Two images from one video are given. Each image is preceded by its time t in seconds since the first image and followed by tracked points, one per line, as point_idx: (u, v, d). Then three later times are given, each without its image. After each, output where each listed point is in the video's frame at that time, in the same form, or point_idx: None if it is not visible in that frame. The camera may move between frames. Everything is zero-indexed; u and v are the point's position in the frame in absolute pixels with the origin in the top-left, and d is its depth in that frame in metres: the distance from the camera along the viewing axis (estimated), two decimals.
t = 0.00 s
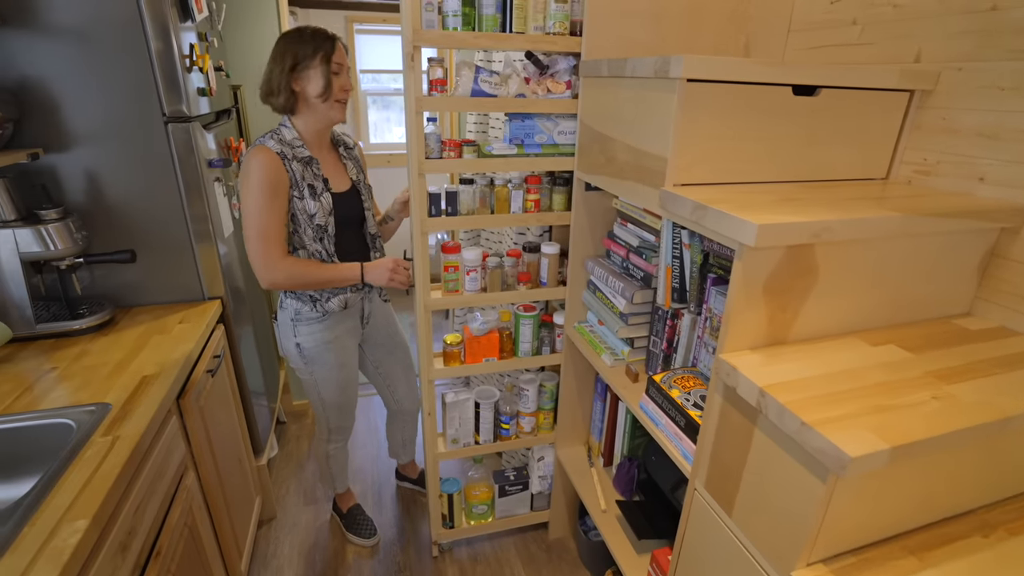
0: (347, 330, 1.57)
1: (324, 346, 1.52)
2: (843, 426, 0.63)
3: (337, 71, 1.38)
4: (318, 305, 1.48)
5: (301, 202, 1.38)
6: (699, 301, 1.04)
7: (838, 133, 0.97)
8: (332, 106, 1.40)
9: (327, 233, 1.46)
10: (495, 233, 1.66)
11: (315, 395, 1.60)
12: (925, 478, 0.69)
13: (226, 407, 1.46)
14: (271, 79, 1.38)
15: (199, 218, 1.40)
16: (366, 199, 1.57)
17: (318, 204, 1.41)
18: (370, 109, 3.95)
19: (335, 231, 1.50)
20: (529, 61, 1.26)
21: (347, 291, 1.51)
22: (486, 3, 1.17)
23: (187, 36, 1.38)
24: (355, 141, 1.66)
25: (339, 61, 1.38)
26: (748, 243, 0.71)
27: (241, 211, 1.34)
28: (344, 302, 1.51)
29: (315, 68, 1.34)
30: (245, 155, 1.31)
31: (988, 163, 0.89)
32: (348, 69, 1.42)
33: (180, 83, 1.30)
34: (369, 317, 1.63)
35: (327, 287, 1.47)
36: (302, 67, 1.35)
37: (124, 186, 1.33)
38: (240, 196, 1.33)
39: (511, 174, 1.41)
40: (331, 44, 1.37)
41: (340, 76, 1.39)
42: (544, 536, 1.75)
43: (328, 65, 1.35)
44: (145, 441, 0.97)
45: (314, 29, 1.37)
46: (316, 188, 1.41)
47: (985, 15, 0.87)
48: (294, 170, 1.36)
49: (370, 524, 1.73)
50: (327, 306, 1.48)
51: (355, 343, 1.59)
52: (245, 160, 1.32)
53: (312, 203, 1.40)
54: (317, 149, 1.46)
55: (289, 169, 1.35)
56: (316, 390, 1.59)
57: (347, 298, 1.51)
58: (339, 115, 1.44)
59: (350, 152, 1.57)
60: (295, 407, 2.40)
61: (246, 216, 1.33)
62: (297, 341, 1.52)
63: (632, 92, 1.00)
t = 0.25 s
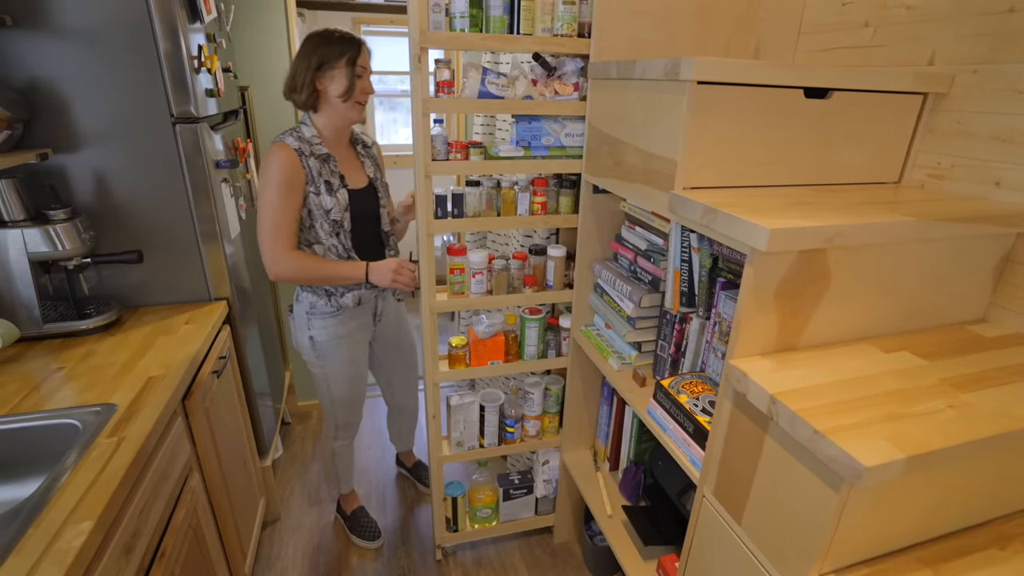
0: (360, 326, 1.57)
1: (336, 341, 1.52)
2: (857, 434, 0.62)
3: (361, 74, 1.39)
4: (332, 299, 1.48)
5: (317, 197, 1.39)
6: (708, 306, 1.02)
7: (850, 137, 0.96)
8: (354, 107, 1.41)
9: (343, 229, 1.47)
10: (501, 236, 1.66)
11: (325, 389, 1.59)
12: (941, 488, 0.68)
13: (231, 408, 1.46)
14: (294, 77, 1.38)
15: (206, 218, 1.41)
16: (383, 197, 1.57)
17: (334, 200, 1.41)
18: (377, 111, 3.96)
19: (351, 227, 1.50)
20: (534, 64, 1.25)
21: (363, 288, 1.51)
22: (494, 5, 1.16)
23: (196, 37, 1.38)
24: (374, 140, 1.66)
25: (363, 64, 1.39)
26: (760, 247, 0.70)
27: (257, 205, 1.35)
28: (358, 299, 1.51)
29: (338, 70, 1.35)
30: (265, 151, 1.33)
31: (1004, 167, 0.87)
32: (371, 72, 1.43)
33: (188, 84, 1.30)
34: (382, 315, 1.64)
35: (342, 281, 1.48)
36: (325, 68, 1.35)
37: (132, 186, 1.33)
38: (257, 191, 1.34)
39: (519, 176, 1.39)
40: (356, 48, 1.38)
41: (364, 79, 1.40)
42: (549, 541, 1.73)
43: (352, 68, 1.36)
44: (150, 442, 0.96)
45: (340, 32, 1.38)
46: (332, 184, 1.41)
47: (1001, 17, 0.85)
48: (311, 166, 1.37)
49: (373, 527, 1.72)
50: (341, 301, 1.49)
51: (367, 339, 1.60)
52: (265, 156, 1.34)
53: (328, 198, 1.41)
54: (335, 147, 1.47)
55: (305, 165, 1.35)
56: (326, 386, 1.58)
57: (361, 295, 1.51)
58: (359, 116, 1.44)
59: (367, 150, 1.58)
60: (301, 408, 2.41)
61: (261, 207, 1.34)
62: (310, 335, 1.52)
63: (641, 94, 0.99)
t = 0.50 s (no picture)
0: (382, 316, 1.59)
1: (359, 329, 1.55)
2: (869, 443, 0.61)
3: (392, 76, 1.41)
4: (355, 289, 1.51)
5: (342, 191, 1.42)
6: (716, 310, 1.02)
7: (860, 140, 0.94)
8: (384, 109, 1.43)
9: (367, 222, 1.50)
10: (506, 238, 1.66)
11: (346, 380, 1.61)
12: (954, 498, 0.67)
13: (235, 409, 1.45)
14: (328, 76, 1.40)
15: (211, 219, 1.41)
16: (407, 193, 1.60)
17: (359, 193, 1.44)
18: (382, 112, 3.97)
19: (376, 220, 1.53)
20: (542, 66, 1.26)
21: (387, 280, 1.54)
22: (501, 6, 1.16)
23: (203, 38, 1.38)
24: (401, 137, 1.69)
25: (394, 67, 1.40)
26: (771, 252, 0.69)
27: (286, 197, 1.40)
28: (381, 291, 1.54)
29: (370, 71, 1.37)
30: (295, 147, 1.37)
31: (1017, 171, 0.86)
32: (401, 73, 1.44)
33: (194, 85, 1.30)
34: (404, 307, 1.66)
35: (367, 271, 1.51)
36: (358, 69, 1.37)
37: (138, 187, 1.33)
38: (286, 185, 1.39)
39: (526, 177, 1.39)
40: (388, 49, 1.39)
41: (394, 81, 1.42)
42: (552, 545, 1.73)
43: (383, 70, 1.38)
44: (154, 444, 0.96)
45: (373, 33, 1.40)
46: (358, 178, 1.44)
47: (1016, 19, 0.84)
48: (337, 161, 1.40)
49: (377, 529, 1.71)
50: (365, 291, 1.51)
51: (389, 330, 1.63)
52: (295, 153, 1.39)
53: (353, 192, 1.44)
54: (363, 144, 1.50)
55: (331, 160, 1.39)
56: (346, 375, 1.60)
57: (385, 287, 1.54)
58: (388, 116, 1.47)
59: (395, 147, 1.60)
60: (305, 408, 2.41)
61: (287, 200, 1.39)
62: (335, 323, 1.56)
63: (650, 96, 0.98)
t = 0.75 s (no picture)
0: (399, 309, 1.62)
1: (375, 320, 1.58)
2: (881, 451, 0.60)
3: (411, 82, 1.43)
4: (372, 283, 1.55)
5: (360, 189, 1.47)
6: (722, 314, 1.01)
7: (869, 143, 0.94)
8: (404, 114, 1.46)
9: (384, 220, 1.54)
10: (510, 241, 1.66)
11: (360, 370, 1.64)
12: (967, 507, 0.65)
13: (238, 410, 1.45)
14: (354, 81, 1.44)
15: (215, 220, 1.40)
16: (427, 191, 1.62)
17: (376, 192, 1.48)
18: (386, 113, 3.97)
19: (393, 218, 1.57)
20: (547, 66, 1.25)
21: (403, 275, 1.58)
22: (507, 7, 1.16)
23: (207, 39, 1.38)
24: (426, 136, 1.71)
25: (414, 73, 1.42)
26: (780, 256, 0.68)
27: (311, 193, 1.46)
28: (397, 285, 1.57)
29: (389, 78, 1.40)
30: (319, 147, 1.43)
31: None
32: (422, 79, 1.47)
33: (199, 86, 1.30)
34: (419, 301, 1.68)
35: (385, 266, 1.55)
36: (379, 75, 1.41)
37: (142, 188, 1.33)
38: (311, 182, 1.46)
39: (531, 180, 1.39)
40: (409, 56, 1.42)
41: (414, 87, 1.44)
42: (555, 549, 1.72)
43: (402, 77, 1.41)
44: (156, 447, 0.95)
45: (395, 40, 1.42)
46: (376, 177, 1.48)
47: None
48: (357, 160, 1.45)
49: (379, 530, 1.71)
50: (381, 285, 1.55)
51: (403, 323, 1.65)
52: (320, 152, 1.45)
53: (371, 190, 1.48)
54: (387, 145, 1.54)
55: (351, 160, 1.44)
56: (360, 363, 1.63)
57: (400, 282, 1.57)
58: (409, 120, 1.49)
59: (418, 147, 1.63)
60: (307, 410, 2.40)
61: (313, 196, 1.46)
62: (351, 313, 1.61)
63: (656, 99, 0.98)
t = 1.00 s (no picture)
0: (407, 306, 1.61)
1: (382, 316, 1.58)
2: (891, 459, 0.59)
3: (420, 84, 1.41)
4: (379, 279, 1.55)
5: (368, 187, 1.47)
6: (727, 318, 1.00)
7: (876, 147, 0.93)
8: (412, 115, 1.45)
9: (393, 218, 1.53)
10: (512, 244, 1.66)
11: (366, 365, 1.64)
12: (978, 517, 0.64)
13: (238, 413, 1.44)
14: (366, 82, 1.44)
15: (216, 221, 1.40)
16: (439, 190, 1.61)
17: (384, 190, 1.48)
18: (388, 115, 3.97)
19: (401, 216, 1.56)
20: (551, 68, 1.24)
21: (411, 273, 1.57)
22: (511, 9, 1.14)
23: (210, 40, 1.38)
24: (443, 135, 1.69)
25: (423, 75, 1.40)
26: (788, 261, 0.67)
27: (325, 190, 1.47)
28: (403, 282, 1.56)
29: (397, 80, 1.39)
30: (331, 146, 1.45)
31: None
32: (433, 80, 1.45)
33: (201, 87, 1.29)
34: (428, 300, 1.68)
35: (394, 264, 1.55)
36: (388, 77, 1.40)
37: (143, 189, 1.32)
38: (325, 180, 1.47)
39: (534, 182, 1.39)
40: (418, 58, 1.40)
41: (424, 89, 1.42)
42: (557, 553, 1.71)
43: (410, 78, 1.39)
44: (156, 450, 0.95)
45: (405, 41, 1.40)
46: (385, 176, 1.48)
47: None
48: (366, 158, 1.45)
49: (381, 531, 1.70)
50: (388, 282, 1.55)
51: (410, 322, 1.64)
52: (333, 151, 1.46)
53: (378, 188, 1.48)
54: (399, 145, 1.53)
55: (360, 158, 1.44)
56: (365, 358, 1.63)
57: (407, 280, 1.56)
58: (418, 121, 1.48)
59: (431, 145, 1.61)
60: (308, 413, 2.40)
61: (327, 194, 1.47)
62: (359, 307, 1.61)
63: (662, 101, 0.97)
